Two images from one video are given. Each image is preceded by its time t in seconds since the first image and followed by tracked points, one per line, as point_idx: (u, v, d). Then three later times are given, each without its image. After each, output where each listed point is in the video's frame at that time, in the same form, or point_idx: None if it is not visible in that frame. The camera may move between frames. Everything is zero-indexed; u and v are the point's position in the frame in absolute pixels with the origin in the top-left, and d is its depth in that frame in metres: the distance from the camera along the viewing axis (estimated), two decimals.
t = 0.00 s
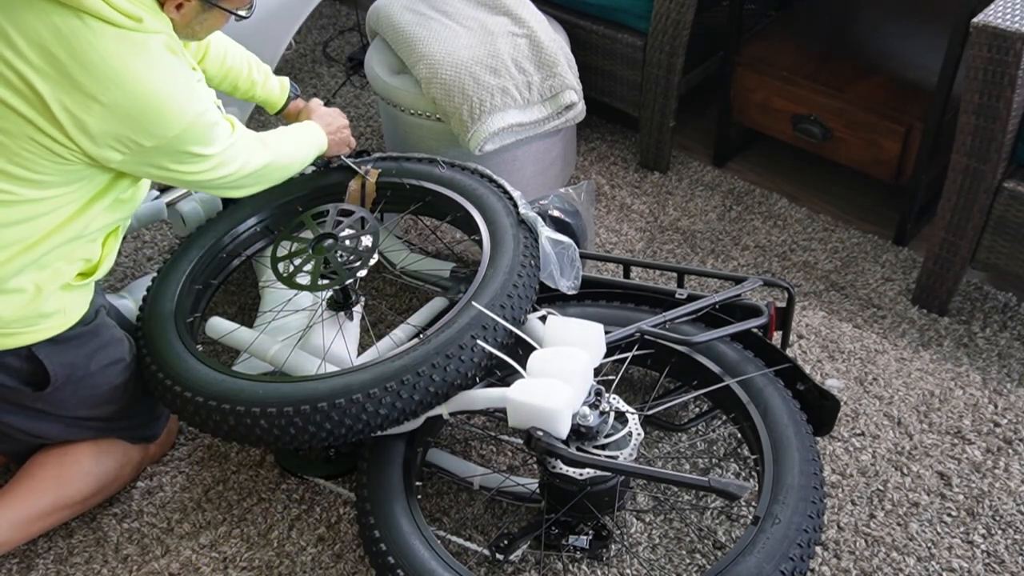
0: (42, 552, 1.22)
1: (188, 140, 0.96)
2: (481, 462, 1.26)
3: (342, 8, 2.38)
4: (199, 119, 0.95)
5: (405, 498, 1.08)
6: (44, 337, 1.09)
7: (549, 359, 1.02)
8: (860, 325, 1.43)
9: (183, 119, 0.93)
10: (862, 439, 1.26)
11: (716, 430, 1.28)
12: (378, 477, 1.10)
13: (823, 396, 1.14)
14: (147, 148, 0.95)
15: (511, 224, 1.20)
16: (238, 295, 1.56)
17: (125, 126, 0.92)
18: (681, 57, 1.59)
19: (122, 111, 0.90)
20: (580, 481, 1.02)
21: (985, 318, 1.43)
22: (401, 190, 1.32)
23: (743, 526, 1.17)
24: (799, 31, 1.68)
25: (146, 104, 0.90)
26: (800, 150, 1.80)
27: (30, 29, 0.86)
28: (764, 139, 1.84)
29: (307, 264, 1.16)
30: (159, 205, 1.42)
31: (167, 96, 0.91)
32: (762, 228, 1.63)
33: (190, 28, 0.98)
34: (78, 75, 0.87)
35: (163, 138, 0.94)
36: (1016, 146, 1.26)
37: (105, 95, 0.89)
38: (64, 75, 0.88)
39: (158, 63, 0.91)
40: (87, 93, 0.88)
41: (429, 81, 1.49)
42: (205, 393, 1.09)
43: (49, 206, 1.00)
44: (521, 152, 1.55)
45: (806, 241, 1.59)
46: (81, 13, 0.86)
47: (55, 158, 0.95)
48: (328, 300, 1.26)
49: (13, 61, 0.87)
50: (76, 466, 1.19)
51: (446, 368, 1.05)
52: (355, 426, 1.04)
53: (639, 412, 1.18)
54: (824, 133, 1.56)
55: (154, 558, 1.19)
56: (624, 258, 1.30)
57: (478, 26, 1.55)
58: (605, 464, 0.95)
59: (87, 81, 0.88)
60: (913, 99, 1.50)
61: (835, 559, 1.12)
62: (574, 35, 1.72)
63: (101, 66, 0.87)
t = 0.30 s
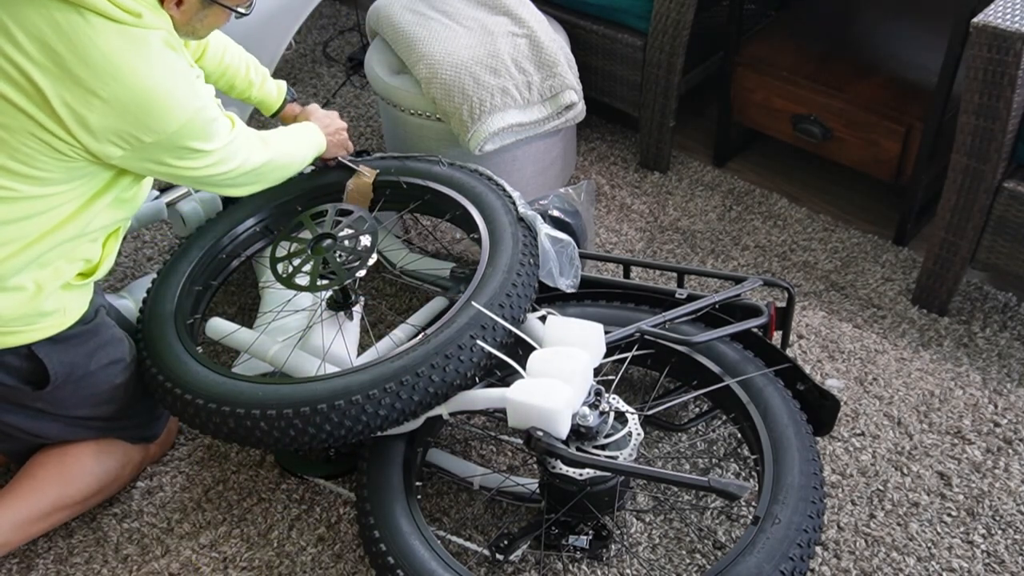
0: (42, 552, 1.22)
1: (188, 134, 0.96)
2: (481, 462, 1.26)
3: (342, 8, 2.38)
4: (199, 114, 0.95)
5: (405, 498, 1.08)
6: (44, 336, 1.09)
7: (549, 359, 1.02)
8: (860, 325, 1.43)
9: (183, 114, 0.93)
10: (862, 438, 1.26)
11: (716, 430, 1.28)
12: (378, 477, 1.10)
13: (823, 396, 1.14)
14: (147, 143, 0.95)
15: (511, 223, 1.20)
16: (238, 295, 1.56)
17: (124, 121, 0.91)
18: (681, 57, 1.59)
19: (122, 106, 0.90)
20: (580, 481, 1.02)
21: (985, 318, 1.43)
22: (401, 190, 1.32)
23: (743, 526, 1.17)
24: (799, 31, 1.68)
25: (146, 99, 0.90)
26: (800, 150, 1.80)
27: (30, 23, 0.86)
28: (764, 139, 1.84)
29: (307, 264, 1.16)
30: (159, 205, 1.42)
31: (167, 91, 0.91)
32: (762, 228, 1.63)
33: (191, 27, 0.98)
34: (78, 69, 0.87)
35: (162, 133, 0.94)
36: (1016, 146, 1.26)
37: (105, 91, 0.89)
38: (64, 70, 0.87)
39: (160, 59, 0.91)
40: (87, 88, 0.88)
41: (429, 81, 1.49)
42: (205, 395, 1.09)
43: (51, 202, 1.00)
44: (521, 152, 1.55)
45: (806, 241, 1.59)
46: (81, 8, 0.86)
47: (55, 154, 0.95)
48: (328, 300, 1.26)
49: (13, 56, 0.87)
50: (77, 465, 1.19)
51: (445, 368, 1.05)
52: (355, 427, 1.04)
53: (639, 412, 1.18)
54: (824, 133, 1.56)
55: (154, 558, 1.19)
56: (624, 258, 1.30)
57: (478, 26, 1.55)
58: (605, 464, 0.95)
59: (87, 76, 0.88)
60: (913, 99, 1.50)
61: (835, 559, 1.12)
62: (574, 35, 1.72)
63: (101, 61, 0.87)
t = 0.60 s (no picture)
0: (42, 552, 1.22)
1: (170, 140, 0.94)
2: (481, 463, 1.26)
3: (342, 8, 2.38)
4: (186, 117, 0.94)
5: (405, 498, 1.08)
6: (48, 335, 1.09)
7: (548, 359, 1.02)
8: (860, 325, 1.43)
9: (171, 117, 0.92)
10: (862, 438, 1.26)
11: (716, 430, 1.28)
12: (378, 477, 1.10)
13: (823, 396, 1.14)
14: (128, 144, 0.93)
15: (511, 222, 1.20)
16: (238, 295, 1.56)
17: (112, 117, 0.90)
18: (681, 57, 1.59)
19: (111, 100, 0.89)
20: (580, 481, 1.02)
21: (985, 318, 1.43)
22: (400, 190, 1.32)
23: (743, 526, 1.17)
24: (799, 31, 1.68)
25: (134, 91, 0.90)
26: (800, 150, 1.80)
27: (26, 14, 0.85)
28: (764, 139, 1.84)
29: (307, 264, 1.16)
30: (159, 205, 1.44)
31: (157, 86, 0.91)
32: (762, 227, 1.63)
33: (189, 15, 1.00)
34: (70, 58, 0.87)
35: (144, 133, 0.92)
36: (1016, 145, 1.26)
37: (96, 82, 0.88)
38: (56, 60, 0.87)
39: (152, 52, 0.91)
40: (78, 77, 0.88)
41: (429, 82, 1.49)
42: (205, 396, 1.09)
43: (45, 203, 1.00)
44: (521, 152, 1.55)
45: (806, 241, 1.59)
46: None
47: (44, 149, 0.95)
48: (328, 300, 1.26)
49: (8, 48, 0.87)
50: (73, 468, 1.19)
51: (445, 368, 1.05)
52: (355, 427, 1.04)
53: (639, 412, 1.18)
54: (824, 133, 1.56)
55: (154, 558, 1.19)
56: (624, 258, 1.30)
57: (478, 26, 1.55)
58: (605, 464, 0.95)
59: (80, 65, 0.87)
60: (913, 99, 1.50)
61: (835, 559, 1.12)
62: (574, 35, 1.72)
63: (94, 49, 0.87)
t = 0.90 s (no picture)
0: (42, 552, 1.22)
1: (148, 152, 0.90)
2: (481, 463, 1.26)
3: (342, 8, 2.38)
4: (169, 131, 0.91)
5: (405, 498, 1.08)
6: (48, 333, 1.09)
7: (548, 360, 1.02)
8: (860, 325, 1.43)
9: (150, 119, 0.88)
10: (862, 438, 1.26)
11: (716, 430, 1.28)
12: (378, 477, 1.10)
13: (823, 396, 1.14)
14: (101, 148, 0.89)
15: (511, 222, 1.20)
16: (238, 295, 1.56)
17: (92, 114, 0.87)
18: (681, 57, 1.59)
19: (94, 95, 0.86)
20: (580, 481, 1.02)
21: (985, 318, 1.43)
22: (400, 190, 1.32)
23: (743, 526, 1.17)
24: (799, 31, 1.68)
25: (121, 92, 0.87)
26: (801, 150, 1.80)
27: (22, 11, 0.85)
28: (764, 139, 1.84)
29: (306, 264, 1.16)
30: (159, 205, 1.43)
31: (147, 93, 0.88)
32: (762, 228, 1.63)
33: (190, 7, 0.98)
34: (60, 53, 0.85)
35: (121, 139, 0.88)
36: (1016, 146, 1.26)
37: (81, 76, 0.86)
38: (47, 52, 0.86)
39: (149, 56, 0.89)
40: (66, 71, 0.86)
41: (429, 82, 1.49)
42: (205, 396, 1.09)
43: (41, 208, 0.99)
44: (521, 152, 1.55)
45: (806, 241, 1.59)
46: None
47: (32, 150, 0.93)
48: (328, 300, 1.26)
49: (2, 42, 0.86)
50: (68, 469, 1.19)
51: (445, 368, 1.05)
52: (355, 428, 1.04)
53: (639, 412, 1.18)
54: (824, 133, 1.56)
55: (154, 558, 1.19)
56: (624, 258, 1.31)
57: (478, 26, 1.55)
58: (605, 464, 0.95)
59: (70, 59, 0.86)
60: (913, 100, 1.50)
61: (835, 559, 1.12)
62: (574, 35, 1.72)
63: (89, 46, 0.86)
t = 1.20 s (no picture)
0: (42, 552, 1.22)
1: (119, 145, 0.83)
2: (481, 463, 1.26)
3: (342, 8, 2.38)
4: (141, 122, 0.84)
5: (405, 498, 1.08)
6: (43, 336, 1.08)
7: (549, 360, 1.02)
8: (860, 325, 1.43)
9: (114, 104, 0.82)
10: (862, 438, 1.26)
11: (716, 430, 1.28)
12: (378, 477, 1.10)
13: (823, 396, 1.14)
14: (67, 140, 0.82)
15: (511, 222, 1.20)
16: (238, 295, 1.56)
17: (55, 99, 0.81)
18: (681, 57, 1.59)
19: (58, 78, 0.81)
20: (580, 481, 1.02)
21: (985, 318, 1.43)
22: (400, 190, 1.32)
23: (743, 526, 1.17)
24: (799, 31, 1.68)
25: (88, 76, 0.81)
26: (801, 151, 1.80)
27: None
28: (764, 139, 1.84)
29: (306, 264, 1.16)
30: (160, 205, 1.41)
31: (116, 78, 0.82)
32: (762, 228, 1.63)
33: None
34: (25, 38, 0.81)
35: (88, 129, 0.82)
36: (1017, 146, 1.26)
37: (47, 58, 0.81)
38: (13, 38, 0.81)
39: (120, 40, 0.84)
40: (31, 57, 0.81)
41: (429, 81, 1.49)
42: (204, 396, 1.09)
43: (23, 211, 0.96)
44: (521, 153, 1.55)
45: (806, 241, 1.59)
46: None
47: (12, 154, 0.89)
48: (328, 300, 1.26)
49: None
50: (68, 470, 1.19)
51: (445, 368, 1.05)
52: (356, 428, 1.04)
53: (639, 412, 1.18)
54: (824, 133, 1.56)
55: (154, 558, 1.20)
56: (624, 258, 1.31)
57: (478, 26, 1.55)
58: (605, 464, 0.95)
59: (36, 42, 0.81)
60: (913, 100, 1.50)
61: (835, 559, 1.12)
62: (574, 35, 1.72)
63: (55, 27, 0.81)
